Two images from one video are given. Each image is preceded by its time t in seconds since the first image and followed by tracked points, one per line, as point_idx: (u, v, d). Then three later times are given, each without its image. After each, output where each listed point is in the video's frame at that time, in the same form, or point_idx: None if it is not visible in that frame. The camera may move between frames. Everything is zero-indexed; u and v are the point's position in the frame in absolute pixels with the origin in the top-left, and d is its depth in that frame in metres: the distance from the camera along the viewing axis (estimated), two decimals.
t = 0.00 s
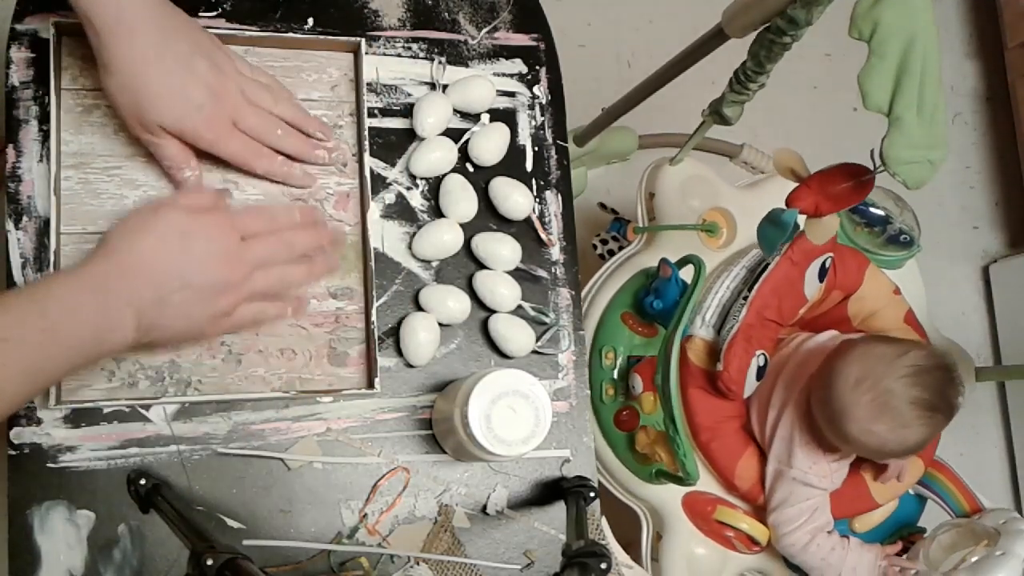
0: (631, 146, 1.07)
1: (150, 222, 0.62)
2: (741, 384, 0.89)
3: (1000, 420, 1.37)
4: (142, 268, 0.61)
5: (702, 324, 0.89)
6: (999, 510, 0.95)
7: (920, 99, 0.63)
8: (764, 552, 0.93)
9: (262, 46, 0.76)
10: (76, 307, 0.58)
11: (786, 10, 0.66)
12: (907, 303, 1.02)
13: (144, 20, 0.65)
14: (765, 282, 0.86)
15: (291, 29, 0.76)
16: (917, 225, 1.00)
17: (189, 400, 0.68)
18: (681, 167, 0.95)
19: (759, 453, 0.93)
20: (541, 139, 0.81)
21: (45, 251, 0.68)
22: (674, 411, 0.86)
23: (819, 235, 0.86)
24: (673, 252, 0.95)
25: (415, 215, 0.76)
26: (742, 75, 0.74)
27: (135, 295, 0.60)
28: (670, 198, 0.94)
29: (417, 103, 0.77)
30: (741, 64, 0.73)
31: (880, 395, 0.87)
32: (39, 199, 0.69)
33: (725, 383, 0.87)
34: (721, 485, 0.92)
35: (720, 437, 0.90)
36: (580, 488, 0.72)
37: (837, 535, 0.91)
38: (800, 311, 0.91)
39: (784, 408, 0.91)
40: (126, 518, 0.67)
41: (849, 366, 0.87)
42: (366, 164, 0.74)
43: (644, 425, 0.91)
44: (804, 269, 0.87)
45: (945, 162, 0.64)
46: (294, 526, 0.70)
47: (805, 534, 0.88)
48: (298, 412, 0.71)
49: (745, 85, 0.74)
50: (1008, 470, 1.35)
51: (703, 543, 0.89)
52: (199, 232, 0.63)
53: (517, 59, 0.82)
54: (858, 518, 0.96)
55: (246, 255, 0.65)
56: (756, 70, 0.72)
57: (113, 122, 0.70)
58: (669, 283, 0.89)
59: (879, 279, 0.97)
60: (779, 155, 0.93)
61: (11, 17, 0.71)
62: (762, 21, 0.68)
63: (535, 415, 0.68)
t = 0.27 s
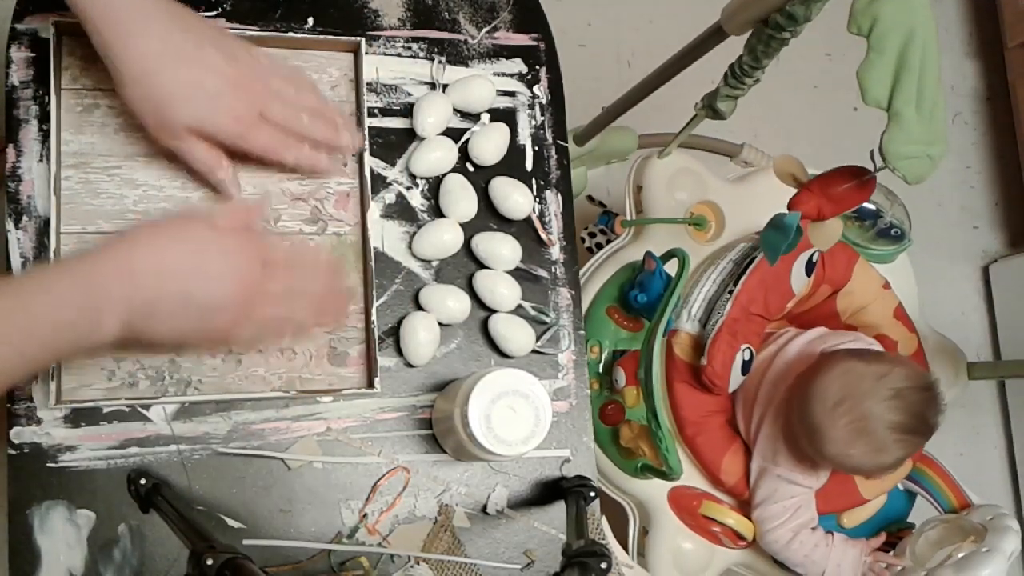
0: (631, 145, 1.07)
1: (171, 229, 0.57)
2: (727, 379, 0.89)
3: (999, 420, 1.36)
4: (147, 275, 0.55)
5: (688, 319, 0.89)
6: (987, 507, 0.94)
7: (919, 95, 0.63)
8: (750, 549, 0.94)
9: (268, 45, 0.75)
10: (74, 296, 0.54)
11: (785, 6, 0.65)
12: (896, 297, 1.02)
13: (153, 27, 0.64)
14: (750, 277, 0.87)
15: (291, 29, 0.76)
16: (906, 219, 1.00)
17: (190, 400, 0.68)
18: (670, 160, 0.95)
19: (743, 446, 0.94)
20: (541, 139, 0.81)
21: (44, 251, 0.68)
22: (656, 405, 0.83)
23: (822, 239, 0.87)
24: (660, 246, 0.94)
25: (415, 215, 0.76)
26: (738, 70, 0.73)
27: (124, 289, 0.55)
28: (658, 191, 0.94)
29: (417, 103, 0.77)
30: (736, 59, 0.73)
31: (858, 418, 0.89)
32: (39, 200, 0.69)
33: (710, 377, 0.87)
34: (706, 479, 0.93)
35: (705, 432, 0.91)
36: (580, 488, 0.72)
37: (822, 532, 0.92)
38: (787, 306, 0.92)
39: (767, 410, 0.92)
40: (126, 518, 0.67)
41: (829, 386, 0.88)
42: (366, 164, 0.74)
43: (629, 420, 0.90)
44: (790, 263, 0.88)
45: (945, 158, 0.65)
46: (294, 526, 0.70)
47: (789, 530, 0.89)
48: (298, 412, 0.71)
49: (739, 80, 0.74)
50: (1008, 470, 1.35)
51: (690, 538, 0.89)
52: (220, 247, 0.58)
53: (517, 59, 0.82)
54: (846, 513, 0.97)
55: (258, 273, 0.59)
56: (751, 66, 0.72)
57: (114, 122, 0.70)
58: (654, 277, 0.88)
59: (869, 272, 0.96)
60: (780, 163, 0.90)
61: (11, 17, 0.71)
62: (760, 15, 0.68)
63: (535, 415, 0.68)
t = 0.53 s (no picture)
0: (632, 143, 1.07)
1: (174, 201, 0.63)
2: (734, 379, 0.89)
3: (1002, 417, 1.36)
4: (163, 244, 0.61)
5: (695, 319, 0.89)
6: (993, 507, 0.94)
7: (920, 92, 0.63)
8: (755, 548, 0.94)
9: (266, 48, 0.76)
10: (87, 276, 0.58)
11: (785, 4, 0.65)
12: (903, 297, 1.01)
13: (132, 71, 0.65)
14: (756, 278, 0.86)
15: (291, 29, 0.76)
16: (914, 218, 1.00)
17: (191, 400, 0.68)
18: (675, 160, 0.95)
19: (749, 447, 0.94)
20: (542, 138, 0.81)
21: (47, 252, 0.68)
22: (663, 404, 0.83)
23: (819, 228, 0.84)
24: (666, 245, 0.94)
25: (415, 215, 0.76)
26: (740, 68, 0.73)
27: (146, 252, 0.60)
28: (663, 192, 0.94)
29: (417, 102, 0.77)
30: (738, 57, 0.73)
31: (865, 428, 0.88)
32: (40, 200, 0.69)
33: (716, 377, 0.87)
34: (713, 479, 0.93)
35: (712, 432, 0.91)
36: (582, 487, 0.72)
37: (827, 532, 0.92)
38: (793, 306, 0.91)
39: (776, 414, 0.92)
40: (128, 518, 0.67)
41: (839, 393, 0.88)
42: (371, 167, 0.75)
43: (636, 420, 0.90)
44: (796, 263, 0.88)
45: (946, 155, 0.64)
46: (296, 526, 0.70)
47: (793, 530, 0.90)
48: (300, 412, 0.71)
49: (742, 78, 0.74)
50: (1010, 468, 1.35)
51: (695, 537, 0.90)
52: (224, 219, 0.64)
53: (517, 58, 0.82)
54: (852, 513, 0.97)
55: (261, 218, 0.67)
56: (753, 63, 0.72)
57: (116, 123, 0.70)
58: (661, 277, 0.88)
59: (875, 271, 0.96)
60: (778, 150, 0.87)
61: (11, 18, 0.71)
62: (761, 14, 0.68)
63: (536, 414, 0.68)
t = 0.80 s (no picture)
0: (631, 146, 1.07)
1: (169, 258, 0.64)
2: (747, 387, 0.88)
3: (1000, 420, 1.36)
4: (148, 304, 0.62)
5: (707, 327, 0.88)
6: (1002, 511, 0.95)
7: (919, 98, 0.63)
8: (769, 556, 0.93)
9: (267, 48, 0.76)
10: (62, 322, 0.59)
11: (786, 8, 0.66)
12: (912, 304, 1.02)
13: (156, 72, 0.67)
14: (772, 283, 0.87)
15: (291, 29, 0.76)
16: (923, 225, 0.99)
17: (189, 400, 0.68)
18: (686, 168, 0.94)
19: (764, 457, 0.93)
20: (541, 139, 0.81)
21: (45, 251, 0.68)
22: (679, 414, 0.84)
23: (822, 241, 0.86)
24: (678, 254, 0.94)
25: (415, 215, 0.76)
26: (744, 73, 0.73)
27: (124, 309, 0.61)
28: (676, 201, 0.94)
29: (417, 103, 0.77)
30: (742, 62, 0.73)
31: (886, 439, 0.89)
32: (39, 199, 0.69)
33: (730, 385, 0.87)
34: (726, 487, 0.92)
35: (726, 440, 0.90)
36: (580, 488, 0.72)
37: (841, 538, 0.92)
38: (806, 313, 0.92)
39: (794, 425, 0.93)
40: (126, 518, 0.67)
41: (859, 404, 0.89)
42: (371, 167, 0.75)
43: (650, 429, 0.90)
44: (809, 271, 0.88)
45: (945, 161, 0.65)
46: (294, 526, 0.70)
47: (809, 537, 0.90)
48: (298, 412, 0.71)
49: (746, 83, 0.74)
50: (1008, 470, 1.35)
51: (709, 544, 0.89)
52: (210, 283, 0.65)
53: (517, 59, 0.82)
54: (864, 519, 0.97)
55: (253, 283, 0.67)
56: (757, 69, 0.72)
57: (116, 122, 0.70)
58: (674, 286, 0.88)
59: (885, 278, 0.96)
60: (779, 163, 0.89)
61: (11, 17, 0.71)
62: (761, 19, 0.68)
63: (535, 415, 0.68)
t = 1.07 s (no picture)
0: (630, 146, 1.07)
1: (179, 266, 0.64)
2: (752, 390, 0.88)
3: (1000, 421, 1.36)
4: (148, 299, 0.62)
5: (712, 330, 0.89)
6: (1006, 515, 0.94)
7: (919, 99, 0.63)
8: (770, 559, 0.94)
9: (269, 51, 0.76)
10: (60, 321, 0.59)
11: (785, 9, 0.66)
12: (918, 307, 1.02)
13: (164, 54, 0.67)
14: (776, 288, 0.86)
15: (291, 29, 0.76)
16: (928, 228, 0.99)
17: (189, 400, 0.67)
18: (691, 171, 0.94)
19: (768, 460, 0.94)
20: (541, 139, 0.81)
21: (45, 251, 0.68)
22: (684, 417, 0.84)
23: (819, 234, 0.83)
24: (683, 256, 0.94)
25: (415, 215, 0.76)
26: (747, 75, 0.74)
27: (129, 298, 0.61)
28: (683, 204, 0.93)
29: (417, 103, 0.77)
30: (744, 65, 0.73)
31: (896, 447, 0.89)
32: (39, 199, 0.69)
33: (735, 388, 0.87)
34: (729, 490, 0.92)
35: (730, 442, 0.90)
36: (580, 489, 0.72)
37: (844, 542, 0.93)
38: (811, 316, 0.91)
39: (800, 433, 0.94)
40: (126, 518, 0.67)
41: (868, 411, 0.89)
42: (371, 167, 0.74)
43: (654, 432, 0.90)
44: (814, 274, 0.88)
45: (945, 162, 0.65)
46: (294, 526, 0.70)
47: (812, 542, 0.90)
48: (298, 413, 0.71)
49: (748, 85, 0.74)
50: (1008, 471, 1.35)
51: (712, 547, 0.90)
52: (215, 287, 0.65)
53: (517, 59, 0.82)
54: (866, 523, 0.98)
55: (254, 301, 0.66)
56: (758, 70, 0.72)
57: (117, 122, 0.70)
58: (680, 289, 0.88)
59: (890, 282, 0.96)
60: (779, 160, 0.88)
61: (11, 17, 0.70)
62: (762, 20, 0.68)
63: (535, 414, 0.68)
